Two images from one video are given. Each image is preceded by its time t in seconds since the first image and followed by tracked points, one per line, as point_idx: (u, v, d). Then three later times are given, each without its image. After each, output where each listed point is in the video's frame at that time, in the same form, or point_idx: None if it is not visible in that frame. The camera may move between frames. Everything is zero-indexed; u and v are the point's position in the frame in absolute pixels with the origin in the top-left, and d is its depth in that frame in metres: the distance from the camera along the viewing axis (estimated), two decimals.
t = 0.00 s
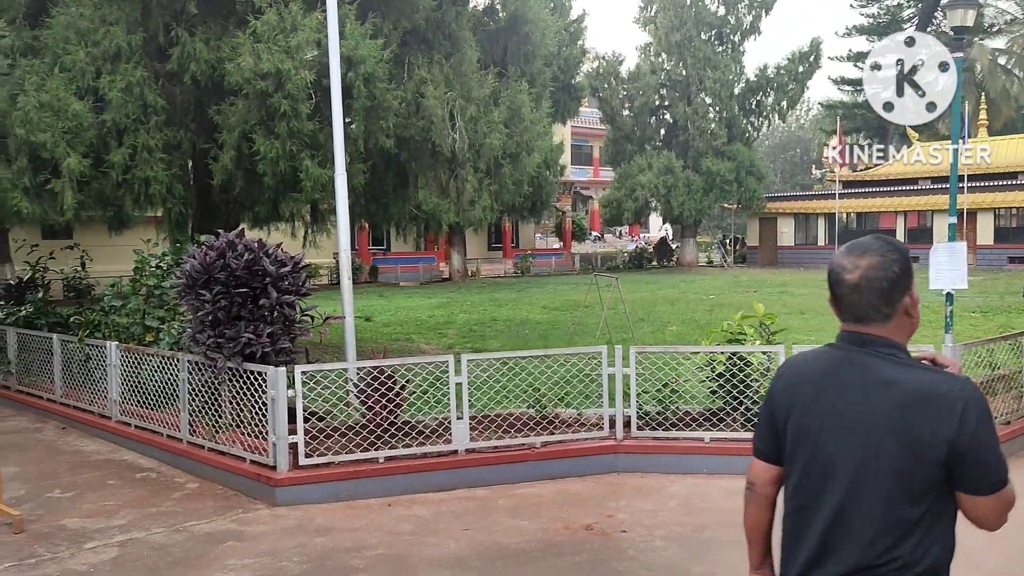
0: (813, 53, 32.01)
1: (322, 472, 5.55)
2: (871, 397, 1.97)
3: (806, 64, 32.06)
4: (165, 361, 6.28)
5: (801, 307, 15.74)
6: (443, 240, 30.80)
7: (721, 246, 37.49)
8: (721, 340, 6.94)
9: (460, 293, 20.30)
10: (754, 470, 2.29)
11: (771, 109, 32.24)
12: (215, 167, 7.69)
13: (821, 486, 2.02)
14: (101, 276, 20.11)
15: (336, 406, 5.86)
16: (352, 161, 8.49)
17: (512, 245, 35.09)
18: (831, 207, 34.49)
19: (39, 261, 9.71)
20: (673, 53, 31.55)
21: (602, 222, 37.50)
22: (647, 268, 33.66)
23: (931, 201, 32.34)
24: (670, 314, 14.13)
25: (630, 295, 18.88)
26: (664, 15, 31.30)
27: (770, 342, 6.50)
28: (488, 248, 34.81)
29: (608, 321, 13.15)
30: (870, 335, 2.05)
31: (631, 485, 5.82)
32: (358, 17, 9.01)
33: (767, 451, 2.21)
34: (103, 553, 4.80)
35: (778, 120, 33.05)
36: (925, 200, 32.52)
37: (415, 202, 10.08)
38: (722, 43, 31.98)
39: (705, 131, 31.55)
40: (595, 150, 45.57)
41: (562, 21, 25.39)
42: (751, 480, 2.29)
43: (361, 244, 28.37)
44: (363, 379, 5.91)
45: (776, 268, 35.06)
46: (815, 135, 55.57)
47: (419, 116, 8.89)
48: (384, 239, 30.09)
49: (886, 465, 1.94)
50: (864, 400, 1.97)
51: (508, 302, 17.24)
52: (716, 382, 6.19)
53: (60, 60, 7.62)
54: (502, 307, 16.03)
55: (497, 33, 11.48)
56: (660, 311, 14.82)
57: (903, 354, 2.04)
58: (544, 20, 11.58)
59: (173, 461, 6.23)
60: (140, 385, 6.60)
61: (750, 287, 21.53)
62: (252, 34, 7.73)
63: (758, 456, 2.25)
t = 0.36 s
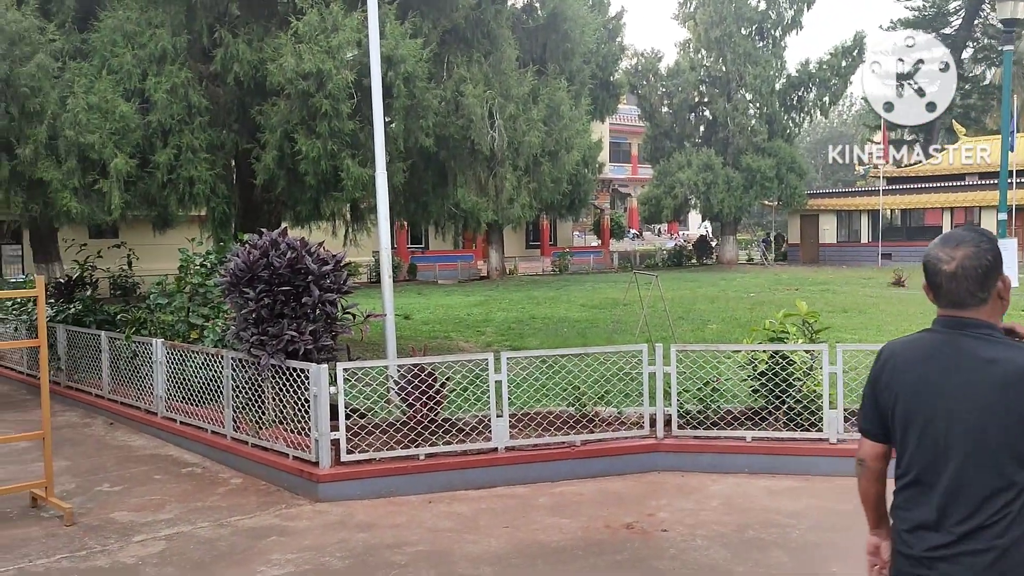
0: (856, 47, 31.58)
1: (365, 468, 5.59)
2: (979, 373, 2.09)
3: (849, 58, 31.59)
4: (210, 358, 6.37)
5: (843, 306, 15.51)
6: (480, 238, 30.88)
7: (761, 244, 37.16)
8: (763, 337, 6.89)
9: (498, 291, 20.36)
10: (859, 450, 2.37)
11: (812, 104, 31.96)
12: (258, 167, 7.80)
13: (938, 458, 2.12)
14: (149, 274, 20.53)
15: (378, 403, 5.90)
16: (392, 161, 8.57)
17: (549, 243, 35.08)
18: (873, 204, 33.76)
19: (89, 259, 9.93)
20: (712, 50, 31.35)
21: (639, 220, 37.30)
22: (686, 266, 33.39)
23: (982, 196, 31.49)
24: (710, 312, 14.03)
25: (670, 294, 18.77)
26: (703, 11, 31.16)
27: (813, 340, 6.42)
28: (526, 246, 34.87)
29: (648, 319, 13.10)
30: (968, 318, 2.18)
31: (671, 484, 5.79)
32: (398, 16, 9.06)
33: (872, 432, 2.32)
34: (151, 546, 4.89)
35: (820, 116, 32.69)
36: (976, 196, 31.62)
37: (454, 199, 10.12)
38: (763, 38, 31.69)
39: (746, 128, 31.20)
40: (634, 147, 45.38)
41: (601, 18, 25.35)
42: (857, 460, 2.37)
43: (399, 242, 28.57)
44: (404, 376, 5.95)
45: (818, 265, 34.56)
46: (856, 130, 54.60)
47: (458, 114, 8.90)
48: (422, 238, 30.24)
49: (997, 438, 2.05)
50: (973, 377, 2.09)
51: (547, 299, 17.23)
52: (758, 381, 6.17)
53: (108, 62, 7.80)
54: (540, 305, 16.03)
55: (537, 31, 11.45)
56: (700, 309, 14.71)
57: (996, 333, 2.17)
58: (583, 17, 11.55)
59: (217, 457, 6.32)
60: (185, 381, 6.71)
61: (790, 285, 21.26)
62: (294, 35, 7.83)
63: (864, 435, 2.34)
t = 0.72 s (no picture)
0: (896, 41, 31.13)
1: (401, 465, 5.62)
2: None
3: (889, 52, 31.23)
4: (248, 356, 6.45)
5: (883, 303, 15.26)
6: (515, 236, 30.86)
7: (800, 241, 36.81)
8: (801, 336, 6.80)
9: (532, 289, 20.33)
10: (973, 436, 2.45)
11: (851, 99, 31.55)
12: (295, 167, 7.89)
13: None
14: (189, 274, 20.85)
15: (413, 401, 5.94)
16: (427, 159, 8.62)
17: (584, 241, 34.99)
18: (914, 199, 33.09)
19: (129, 259, 10.10)
20: (748, 45, 31.08)
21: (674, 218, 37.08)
22: (722, 263, 33.11)
23: None
24: (748, 310, 13.88)
25: (707, 291, 18.63)
26: (739, 6, 30.91)
27: (851, 339, 6.33)
28: (560, 244, 34.82)
29: (684, 317, 13.01)
30: None
31: (708, 483, 5.74)
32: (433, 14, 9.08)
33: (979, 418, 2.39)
34: (191, 541, 4.95)
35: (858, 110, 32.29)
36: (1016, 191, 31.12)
37: (488, 197, 10.14)
38: (800, 33, 31.34)
39: (783, 123, 30.84)
40: (669, 144, 45.11)
41: (636, 15, 25.23)
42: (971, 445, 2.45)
43: (434, 240, 28.70)
44: (439, 374, 5.96)
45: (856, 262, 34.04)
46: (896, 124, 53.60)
47: (493, 112, 8.90)
48: (457, 236, 30.36)
49: None
50: None
51: (582, 297, 17.18)
52: (796, 380, 6.11)
53: (148, 64, 7.92)
54: (575, 303, 15.99)
55: (571, 28, 11.39)
56: (738, 307, 14.56)
57: None
58: (618, 13, 11.46)
59: (255, 453, 6.40)
60: (223, 379, 6.80)
61: (829, 283, 20.95)
62: (329, 35, 7.89)
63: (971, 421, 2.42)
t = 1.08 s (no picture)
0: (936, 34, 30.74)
1: (437, 463, 5.64)
2: None
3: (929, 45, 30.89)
4: (285, 354, 6.52)
5: (923, 301, 15.00)
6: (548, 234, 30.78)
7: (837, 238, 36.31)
8: (838, 335, 6.73)
9: (565, 287, 20.32)
10: None
11: (888, 93, 31.22)
12: (330, 166, 7.97)
13: None
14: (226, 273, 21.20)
15: (448, 399, 5.98)
16: (461, 158, 8.65)
17: (618, 239, 34.85)
18: (954, 194, 32.69)
19: (168, 258, 10.26)
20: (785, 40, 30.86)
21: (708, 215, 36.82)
22: (757, 260, 32.79)
23: None
24: (783, 308, 13.74)
25: (743, 289, 18.46)
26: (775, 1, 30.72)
27: (891, 337, 6.24)
28: (594, 242, 34.76)
29: (720, 315, 12.91)
30: None
31: (745, 483, 5.70)
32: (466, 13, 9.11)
33: None
34: (230, 537, 5.02)
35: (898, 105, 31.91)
36: None
37: (522, 195, 10.15)
38: (837, 27, 30.85)
39: (819, 119, 30.50)
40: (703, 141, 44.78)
41: (672, 10, 25.10)
42: None
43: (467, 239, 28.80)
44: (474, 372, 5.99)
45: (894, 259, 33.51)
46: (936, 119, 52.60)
47: (526, 110, 8.91)
48: (490, 234, 30.42)
49: None
50: None
51: (616, 295, 17.12)
52: (833, 379, 6.05)
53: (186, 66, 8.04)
54: (609, 301, 15.92)
55: (606, 25, 11.33)
56: (773, 305, 14.40)
57: None
58: (651, 9, 11.40)
59: (293, 450, 6.47)
60: (260, 377, 6.88)
61: (867, 280, 20.62)
62: (364, 35, 7.96)
63: None
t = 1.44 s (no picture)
0: (975, 26, 30.24)
1: (469, 460, 5.65)
2: None
3: (968, 37, 30.42)
4: (319, 350, 6.57)
5: (964, 298, 14.72)
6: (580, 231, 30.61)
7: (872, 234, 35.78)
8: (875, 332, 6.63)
9: (598, 284, 20.24)
10: None
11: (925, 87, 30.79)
12: (363, 164, 8.02)
13: None
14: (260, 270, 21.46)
15: (480, 395, 5.99)
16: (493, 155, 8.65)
17: (650, 236, 34.61)
18: (994, 188, 31.89)
19: (203, 256, 10.38)
20: (820, 33, 30.62)
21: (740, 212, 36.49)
22: (792, 257, 32.41)
23: None
24: (819, 305, 13.57)
25: (777, 286, 18.27)
26: None
27: (930, 334, 6.14)
28: (626, 239, 34.60)
29: (753, 312, 12.79)
30: None
31: (780, 481, 5.64)
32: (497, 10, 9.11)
33: None
34: (265, 531, 5.07)
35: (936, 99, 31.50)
36: None
37: (553, 192, 10.13)
38: (874, 20, 30.56)
39: (855, 113, 30.27)
40: (736, 137, 44.40)
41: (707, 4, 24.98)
42: None
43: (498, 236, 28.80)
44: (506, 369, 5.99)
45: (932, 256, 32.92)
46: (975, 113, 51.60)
47: (558, 107, 8.87)
48: (521, 232, 30.40)
49: None
50: None
51: (649, 293, 17.02)
52: (870, 376, 5.98)
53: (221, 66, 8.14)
54: (641, 298, 15.85)
55: (638, 20, 11.23)
56: (808, 302, 14.23)
57: None
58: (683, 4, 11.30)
59: (326, 446, 6.51)
60: (294, 373, 6.94)
61: (904, 277, 20.29)
62: (396, 33, 7.99)
63: None
